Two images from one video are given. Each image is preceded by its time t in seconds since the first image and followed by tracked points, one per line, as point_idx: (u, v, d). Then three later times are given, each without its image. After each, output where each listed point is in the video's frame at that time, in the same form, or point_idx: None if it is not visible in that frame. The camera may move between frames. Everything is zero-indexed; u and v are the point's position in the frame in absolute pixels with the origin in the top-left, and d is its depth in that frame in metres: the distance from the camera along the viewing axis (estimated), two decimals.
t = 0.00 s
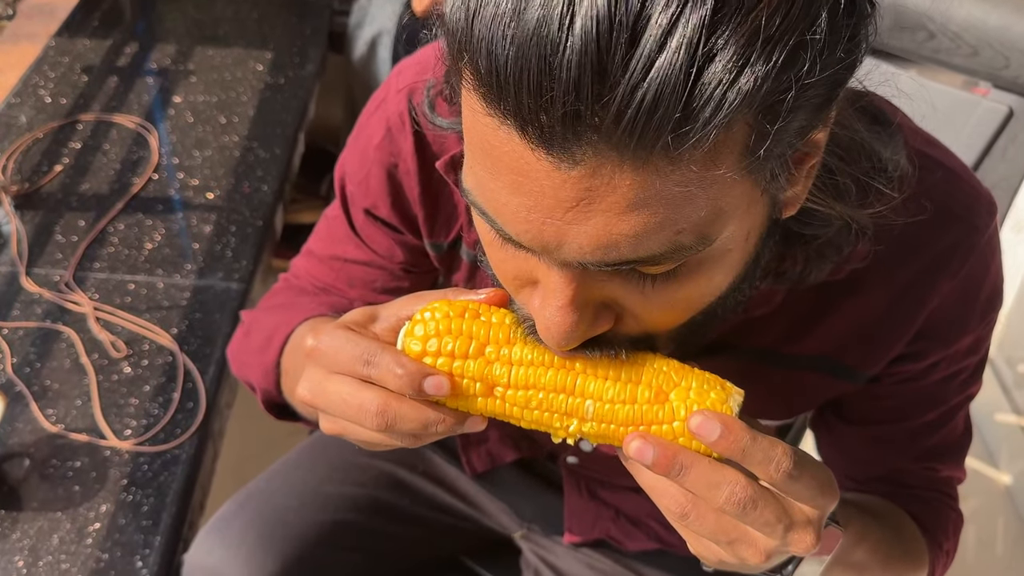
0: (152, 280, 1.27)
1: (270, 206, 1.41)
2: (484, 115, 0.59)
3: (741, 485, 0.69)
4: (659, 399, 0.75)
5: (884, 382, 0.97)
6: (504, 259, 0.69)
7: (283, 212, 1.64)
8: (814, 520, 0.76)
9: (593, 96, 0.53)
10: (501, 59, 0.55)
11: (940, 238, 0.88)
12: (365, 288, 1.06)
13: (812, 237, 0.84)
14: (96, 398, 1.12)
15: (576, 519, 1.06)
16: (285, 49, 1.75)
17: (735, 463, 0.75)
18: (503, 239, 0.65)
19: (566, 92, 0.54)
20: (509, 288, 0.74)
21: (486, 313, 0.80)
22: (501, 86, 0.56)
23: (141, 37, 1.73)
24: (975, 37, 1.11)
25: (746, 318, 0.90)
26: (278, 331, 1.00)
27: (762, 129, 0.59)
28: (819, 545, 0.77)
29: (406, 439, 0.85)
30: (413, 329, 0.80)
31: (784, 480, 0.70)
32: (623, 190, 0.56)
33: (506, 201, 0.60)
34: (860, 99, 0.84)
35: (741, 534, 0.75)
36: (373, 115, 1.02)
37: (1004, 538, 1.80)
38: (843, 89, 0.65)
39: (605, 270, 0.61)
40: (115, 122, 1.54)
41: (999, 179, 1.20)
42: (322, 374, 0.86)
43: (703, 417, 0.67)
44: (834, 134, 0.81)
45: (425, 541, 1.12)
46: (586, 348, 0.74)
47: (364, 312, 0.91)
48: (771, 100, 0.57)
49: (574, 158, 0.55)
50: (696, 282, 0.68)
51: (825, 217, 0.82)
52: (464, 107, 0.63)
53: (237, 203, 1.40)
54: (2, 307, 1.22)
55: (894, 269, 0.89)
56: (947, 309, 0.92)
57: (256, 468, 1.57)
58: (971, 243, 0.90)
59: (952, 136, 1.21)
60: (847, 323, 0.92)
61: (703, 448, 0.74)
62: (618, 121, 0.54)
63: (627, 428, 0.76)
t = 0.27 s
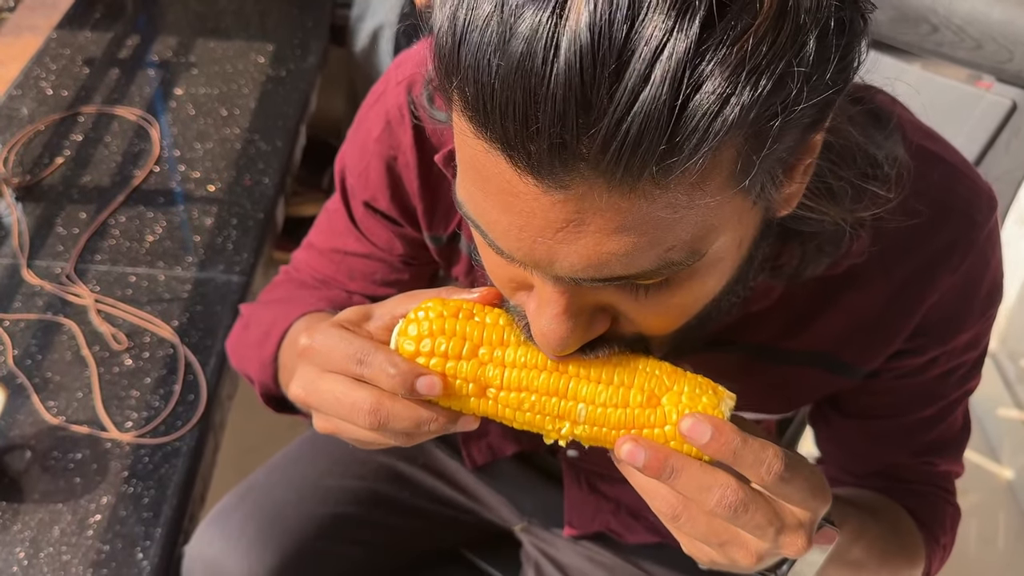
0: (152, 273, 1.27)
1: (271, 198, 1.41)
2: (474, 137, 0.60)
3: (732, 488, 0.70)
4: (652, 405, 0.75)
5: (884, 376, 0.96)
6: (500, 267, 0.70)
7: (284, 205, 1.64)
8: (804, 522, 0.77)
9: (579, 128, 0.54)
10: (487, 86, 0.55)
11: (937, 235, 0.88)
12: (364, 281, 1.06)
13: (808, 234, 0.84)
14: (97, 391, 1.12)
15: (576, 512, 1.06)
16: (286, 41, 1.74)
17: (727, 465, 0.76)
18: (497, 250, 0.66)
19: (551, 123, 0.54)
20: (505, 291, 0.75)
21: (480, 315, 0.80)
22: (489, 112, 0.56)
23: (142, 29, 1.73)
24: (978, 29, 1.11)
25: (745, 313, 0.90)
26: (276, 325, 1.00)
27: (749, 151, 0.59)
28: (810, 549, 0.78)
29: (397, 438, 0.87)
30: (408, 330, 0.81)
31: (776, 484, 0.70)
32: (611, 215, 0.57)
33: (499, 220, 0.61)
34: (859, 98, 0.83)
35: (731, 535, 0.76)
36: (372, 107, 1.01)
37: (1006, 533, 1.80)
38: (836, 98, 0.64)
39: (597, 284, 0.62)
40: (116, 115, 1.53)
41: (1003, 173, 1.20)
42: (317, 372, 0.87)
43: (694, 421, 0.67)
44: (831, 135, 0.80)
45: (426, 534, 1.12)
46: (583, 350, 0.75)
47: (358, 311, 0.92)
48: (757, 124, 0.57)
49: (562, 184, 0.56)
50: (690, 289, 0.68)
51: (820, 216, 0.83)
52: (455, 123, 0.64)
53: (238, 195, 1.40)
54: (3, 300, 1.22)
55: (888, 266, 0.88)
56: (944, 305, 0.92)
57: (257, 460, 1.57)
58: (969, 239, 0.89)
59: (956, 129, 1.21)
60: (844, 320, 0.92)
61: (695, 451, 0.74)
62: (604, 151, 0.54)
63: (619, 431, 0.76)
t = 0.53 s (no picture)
0: (153, 267, 1.28)
1: (271, 193, 1.41)
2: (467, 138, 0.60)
3: (722, 489, 0.70)
4: (641, 410, 0.75)
5: (879, 366, 0.97)
6: (495, 266, 0.70)
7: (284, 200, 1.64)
8: (796, 518, 0.77)
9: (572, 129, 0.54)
10: (481, 88, 0.55)
11: (930, 227, 0.88)
12: (363, 278, 1.07)
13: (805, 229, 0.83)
14: (98, 384, 1.13)
15: (575, 503, 1.07)
16: (286, 37, 1.75)
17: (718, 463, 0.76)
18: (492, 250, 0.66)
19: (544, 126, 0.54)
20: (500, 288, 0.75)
21: (467, 320, 0.80)
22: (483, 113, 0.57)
23: (142, 25, 1.74)
24: (977, 21, 1.11)
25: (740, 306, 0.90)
26: (275, 322, 1.01)
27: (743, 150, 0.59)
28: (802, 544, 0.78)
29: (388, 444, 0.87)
30: (395, 335, 0.81)
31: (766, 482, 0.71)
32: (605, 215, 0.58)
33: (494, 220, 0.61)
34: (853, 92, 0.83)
35: (723, 532, 0.76)
36: (368, 104, 1.02)
37: (1005, 526, 1.81)
38: (830, 95, 0.65)
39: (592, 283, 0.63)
40: (116, 111, 1.54)
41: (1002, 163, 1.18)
42: (309, 378, 0.87)
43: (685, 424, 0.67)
44: (823, 132, 0.81)
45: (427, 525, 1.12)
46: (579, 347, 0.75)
47: (350, 313, 0.92)
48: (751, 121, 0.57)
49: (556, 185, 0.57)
50: (685, 283, 0.69)
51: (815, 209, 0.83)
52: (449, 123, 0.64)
53: (238, 190, 1.41)
54: (5, 294, 1.22)
55: (880, 258, 0.89)
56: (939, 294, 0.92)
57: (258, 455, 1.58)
58: (962, 229, 0.89)
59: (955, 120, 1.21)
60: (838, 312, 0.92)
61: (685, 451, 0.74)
62: (598, 153, 0.55)
63: (608, 434, 0.76)
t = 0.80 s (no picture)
0: (150, 265, 1.28)
1: (267, 191, 1.42)
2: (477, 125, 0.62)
3: (701, 492, 0.72)
4: (618, 419, 0.74)
5: (869, 357, 0.98)
6: (502, 255, 0.72)
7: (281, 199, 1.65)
8: (779, 515, 0.78)
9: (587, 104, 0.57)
10: (490, 71, 0.58)
11: (918, 216, 0.89)
12: (356, 276, 1.07)
13: (790, 214, 0.86)
14: (97, 381, 1.13)
15: (572, 495, 1.09)
16: (281, 37, 1.76)
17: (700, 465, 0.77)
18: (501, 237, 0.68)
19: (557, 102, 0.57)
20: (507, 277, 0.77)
21: (438, 340, 0.78)
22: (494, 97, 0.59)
23: (138, 26, 1.74)
24: (966, 13, 1.12)
25: (731, 297, 0.91)
26: (267, 325, 1.02)
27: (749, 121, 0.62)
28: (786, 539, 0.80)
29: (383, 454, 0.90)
30: (372, 360, 0.80)
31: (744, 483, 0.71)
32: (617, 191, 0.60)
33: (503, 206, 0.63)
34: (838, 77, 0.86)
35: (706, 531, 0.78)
36: (361, 103, 1.02)
37: (1001, 518, 1.83)
38: (826, 71, 0.68)
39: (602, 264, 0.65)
40: (113, 110, 1.54)
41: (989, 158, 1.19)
42: (294, 402, 0.91)
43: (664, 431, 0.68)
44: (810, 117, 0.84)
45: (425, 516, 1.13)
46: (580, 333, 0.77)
47: (329, 330, 0.92)
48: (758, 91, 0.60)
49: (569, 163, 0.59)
50: (688, 267, 0.71)
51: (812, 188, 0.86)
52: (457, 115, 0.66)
53: (235, 188, 1.41)
54: (3, 292, 1.23)
55: (865, 250, 0.90)
56: (926, 287, 0.93)
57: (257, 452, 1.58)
58: (949, 219, 0.90)
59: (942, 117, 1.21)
60: (828, 302, 0.93)
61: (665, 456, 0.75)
62: (611, 127, 0.57)
63: (591, 445, 0.76)
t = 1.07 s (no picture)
0: (149, 268, 1.30)
1: (263, 196, 1.44)
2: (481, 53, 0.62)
3: (670, 519, 0.73)
4: (589, 450, 0.75)
5: (850, 343, 1.00)
6: (502, 200, 0.71)
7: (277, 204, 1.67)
8: (749, 533, 0.79)
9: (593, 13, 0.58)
10: None
11: (895, 197, 0.91)
12: (353, 272, 1.09)
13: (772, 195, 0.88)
14: (97, 382, 1.15)
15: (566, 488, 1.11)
16: (275, 45, 1.78)
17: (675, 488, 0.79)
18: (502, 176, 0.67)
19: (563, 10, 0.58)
20: (507, 234, 0.76)
21: (416, 370, 0.79)
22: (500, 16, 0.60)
23: (133, 35, 1.77)
24: (945, 12, 1.15)
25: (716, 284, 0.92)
26: (263, 327, 1.05)
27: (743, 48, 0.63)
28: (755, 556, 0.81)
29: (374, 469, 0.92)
30: (352, 389, 0.81)
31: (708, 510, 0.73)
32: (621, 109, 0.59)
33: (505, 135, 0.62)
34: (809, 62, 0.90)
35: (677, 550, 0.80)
36: (356, 102, 1.04)
37: (992, 513, 1.86)
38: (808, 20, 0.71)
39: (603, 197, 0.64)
40: (109, 118, 1.56)
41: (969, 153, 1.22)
42: (281, 421, 0.91)
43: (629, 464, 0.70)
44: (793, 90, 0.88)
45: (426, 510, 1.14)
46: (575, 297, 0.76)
47: (316, 348, 0.92)
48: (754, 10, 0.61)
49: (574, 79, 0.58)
50: (683, 216, 0.70)
51: (802, 153, 0.88)
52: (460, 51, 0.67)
53: (231, 193, 1.43)
54: (4, 297, 1.24)
55: (844, 236, 0.92)
56: (906, 274, 0.95)
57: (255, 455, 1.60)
58: (925, 206, 0.92)
59: (924, 114, 1.24)
60: (811, 286, 0.94)
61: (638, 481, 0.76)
62: (615, 43, 0.58)
63: (565, 471, 0.77)
